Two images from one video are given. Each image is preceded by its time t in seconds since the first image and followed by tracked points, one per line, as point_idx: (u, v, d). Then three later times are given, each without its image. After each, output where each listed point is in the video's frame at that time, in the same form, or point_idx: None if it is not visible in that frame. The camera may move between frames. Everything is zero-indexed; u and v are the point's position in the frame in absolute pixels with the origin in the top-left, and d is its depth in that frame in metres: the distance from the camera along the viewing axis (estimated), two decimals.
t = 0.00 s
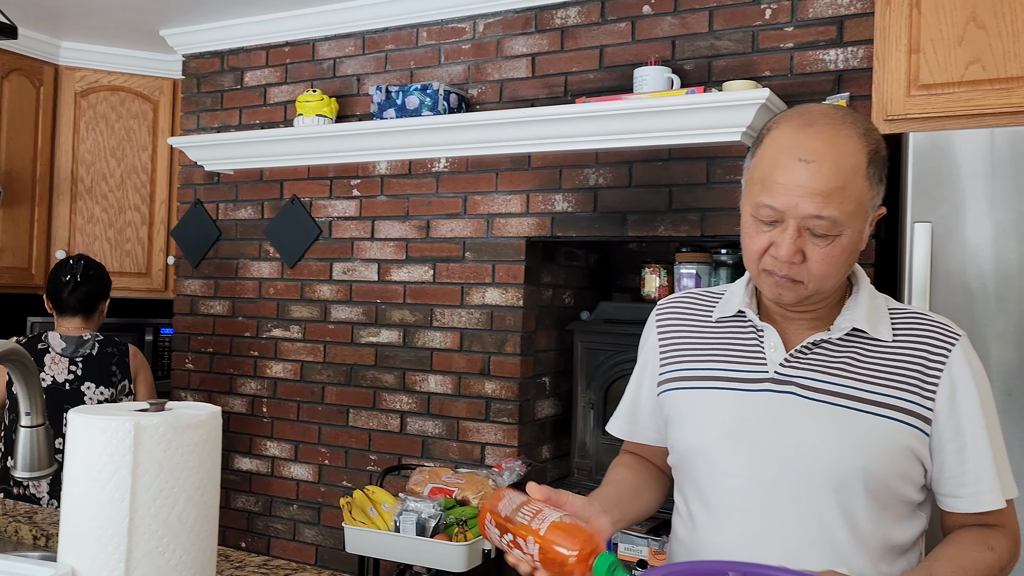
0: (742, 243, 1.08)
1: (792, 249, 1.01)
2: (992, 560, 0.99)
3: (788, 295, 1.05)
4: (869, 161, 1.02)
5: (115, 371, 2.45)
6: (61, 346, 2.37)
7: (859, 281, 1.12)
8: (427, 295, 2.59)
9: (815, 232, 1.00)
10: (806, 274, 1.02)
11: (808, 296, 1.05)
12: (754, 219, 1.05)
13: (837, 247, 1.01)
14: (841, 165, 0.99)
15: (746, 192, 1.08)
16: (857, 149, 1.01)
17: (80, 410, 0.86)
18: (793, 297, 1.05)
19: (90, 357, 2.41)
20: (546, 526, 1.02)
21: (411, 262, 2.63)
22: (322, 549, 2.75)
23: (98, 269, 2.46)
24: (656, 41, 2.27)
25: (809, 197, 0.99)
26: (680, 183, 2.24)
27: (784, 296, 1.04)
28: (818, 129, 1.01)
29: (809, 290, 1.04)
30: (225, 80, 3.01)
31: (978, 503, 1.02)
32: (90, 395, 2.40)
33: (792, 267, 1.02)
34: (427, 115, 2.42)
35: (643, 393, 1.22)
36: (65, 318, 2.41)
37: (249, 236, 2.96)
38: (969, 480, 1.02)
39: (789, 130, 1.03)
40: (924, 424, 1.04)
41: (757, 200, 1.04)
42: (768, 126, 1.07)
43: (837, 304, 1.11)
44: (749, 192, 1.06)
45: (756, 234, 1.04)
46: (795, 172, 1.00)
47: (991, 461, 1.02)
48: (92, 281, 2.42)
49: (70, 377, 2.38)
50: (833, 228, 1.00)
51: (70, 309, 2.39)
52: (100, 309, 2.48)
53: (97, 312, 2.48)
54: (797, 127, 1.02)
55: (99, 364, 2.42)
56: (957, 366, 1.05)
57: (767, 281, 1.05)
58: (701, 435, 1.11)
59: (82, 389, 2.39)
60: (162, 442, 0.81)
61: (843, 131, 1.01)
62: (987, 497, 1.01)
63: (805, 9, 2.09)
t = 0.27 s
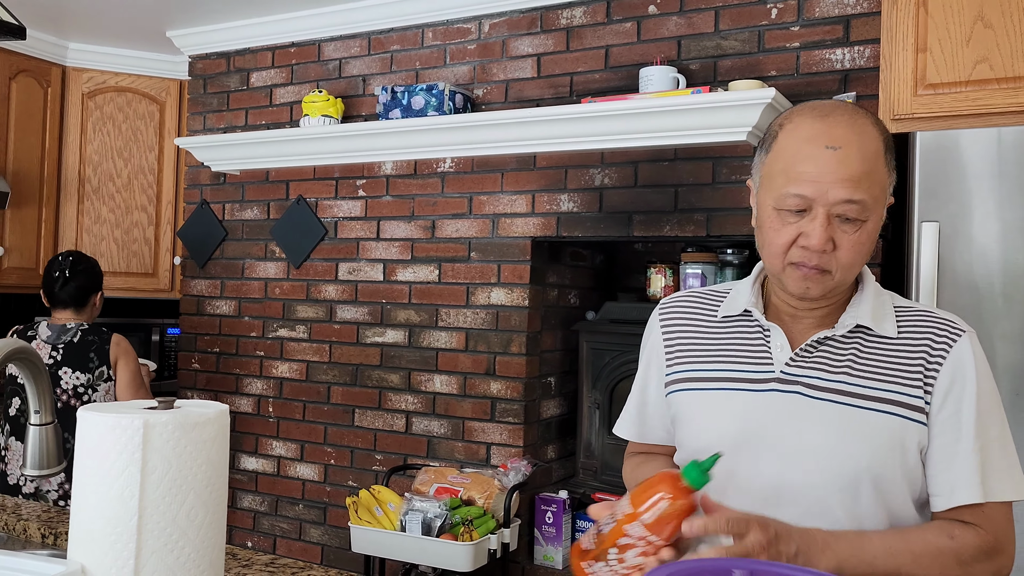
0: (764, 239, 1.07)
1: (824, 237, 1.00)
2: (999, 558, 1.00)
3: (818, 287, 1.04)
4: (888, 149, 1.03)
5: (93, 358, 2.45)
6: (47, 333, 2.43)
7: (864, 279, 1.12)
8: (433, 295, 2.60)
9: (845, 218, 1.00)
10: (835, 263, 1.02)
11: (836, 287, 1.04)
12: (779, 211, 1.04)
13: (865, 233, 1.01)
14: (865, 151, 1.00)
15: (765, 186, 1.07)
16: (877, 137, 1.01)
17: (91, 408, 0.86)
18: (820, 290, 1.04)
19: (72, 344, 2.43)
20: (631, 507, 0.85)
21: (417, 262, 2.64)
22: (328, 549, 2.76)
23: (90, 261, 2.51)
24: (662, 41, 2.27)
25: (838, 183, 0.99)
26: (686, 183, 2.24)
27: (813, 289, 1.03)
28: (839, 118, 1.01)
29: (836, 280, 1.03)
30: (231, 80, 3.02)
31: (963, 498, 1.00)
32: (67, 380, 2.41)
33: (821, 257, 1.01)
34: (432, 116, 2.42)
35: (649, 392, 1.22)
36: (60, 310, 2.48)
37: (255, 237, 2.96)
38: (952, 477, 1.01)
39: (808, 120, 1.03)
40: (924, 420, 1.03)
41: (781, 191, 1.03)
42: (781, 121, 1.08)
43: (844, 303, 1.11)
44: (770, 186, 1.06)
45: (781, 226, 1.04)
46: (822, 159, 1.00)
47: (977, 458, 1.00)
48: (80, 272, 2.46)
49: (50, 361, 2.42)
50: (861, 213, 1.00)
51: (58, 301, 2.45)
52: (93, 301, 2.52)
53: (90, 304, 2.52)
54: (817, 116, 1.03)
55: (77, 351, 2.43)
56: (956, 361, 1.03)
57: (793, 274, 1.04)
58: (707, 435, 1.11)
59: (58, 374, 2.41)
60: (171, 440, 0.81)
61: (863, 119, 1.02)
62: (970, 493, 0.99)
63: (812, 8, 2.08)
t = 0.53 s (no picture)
0: (771, 240, 1.08)
1: (836, 229, 1.02)
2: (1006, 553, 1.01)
3: (832, 283, 1.04)
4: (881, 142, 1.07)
5: (110, 358, 2.48)
6: (71, 333, 2.48)
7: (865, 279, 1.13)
8: (437, 297, 2.60)
9: (853, 208, 1.02)
10: (848, 255, 1.03)
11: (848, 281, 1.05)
12: (786, 209, 1.05)
13: (872, 224, 1.03)
14: (864, 144, 1.03)
15: (768, 188, 1.09)
16: (870, 132, 1.05)
17: (96, 411, 0.87)
18: (835, 286, 1.04)
19: (92, 344, 2.47)
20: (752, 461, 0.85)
21: (420, 264, 2.64)
22: (332, 550, 2.77)
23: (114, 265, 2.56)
24: (665, 43, 2.28)
25: (845, 173, 1.01)
26: (689, 185, 2.25)
27: (828, 285, 1.04)
28: (833, 115, 1.05)
29: (849, 273, 1.04)
30: (236, 83, 3.03)
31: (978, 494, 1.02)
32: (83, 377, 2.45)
33: (835, 250, 1.02)
34: (436, 118, 2.42)
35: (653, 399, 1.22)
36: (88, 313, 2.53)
37: (260, 238, 2.97)
38: (968, 473, 1.03)
39: (804, 119, 1.06)
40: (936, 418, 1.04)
41: (787, 188, 1.05)
42: (773, 125, 1.11)
43: (847, 305, 1.11)
44: (774, 187, 1.07)
45: (791, 223, 1.05)
46: (825, 152, 1.02)
47: (993, 453, 1.01)
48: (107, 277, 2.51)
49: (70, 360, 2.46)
50: (868, 203, 1.02)
51: (84, 305, 2.50)
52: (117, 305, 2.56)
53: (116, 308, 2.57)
54: (813, 114, 1.06)
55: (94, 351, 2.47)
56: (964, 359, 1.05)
57: (807, 272, 1.05)
58: (718, 438, 1.11)
59: (76, 372, 2.45)
60: (176, 442, 0.82)
61: (856, 115, 1.06)
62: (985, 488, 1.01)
63: (814, 10, 2.08)
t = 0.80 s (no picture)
0: (770, 244, 1.08)
1: (835, 229, 1.01)
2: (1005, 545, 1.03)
3: (833, 282, 1.04)
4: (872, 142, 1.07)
5: (125, 355, 2.50)
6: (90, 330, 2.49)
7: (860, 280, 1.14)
8: (438, 298, 2.60)
9: (850, 208, 1.02)
10: (847, 255, 1.03)
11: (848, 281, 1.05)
12: (782, 212, 1.05)
13: (869, 223, 1.03)
14: (856, 144, 1.04)
15: (762, 193, 1.09)
16: (861, 134, 1.06)
17: (97, 413, 0.87)
18: (835, 286, 1.04)
19: (109, 342, 2.48)
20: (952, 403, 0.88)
21: (422, 264, 2.64)
22: (334, 551, 2.77)
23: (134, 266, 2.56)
24: (666, 44, 2.28)
25: (839, 173, 1.02)
26: (691, 186, 2.24)
27: (828, 285, 1.04)
28: (824, 117, 1.06)
29: (848, 273, 1.04)
30: (238, 84, 3.04)
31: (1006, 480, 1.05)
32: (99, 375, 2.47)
33: (835, 249, 1.02)
34: (437, 119, 2.43)
35: (651, 407, 1.22)
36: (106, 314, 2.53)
37: (262, 239, 2.97)
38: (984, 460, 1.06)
39: (795, 122, 1.07)
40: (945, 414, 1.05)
41: (782, 191, 1.05)
42: (763, 131, 1.12)
43: (845, 304, 1.12)
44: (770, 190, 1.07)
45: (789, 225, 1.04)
46: (819, 154, 1.03)
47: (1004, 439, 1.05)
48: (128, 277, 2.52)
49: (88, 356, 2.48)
50: (864, 202, 1.02)
51: (104, 306, 2.50)
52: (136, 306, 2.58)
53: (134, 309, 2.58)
54: (803, 118, 1.07)
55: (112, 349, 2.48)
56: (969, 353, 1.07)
57: (807, 273, 1.04)
58: (723, 441, 1.10)
59: (92, 367, 2.47)
60: (177, 444, 0.82)
61: (845, 117, 1.07)
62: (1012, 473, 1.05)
63: (816, 11, 2.08)
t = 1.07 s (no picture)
0: (767, 245, 1.08)
1: (832, 232, 1.01)
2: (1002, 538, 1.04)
3: (829, 283, 1.04)
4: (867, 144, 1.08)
5: (122, 356, 2.49)
6: (88, 332, 2.50)
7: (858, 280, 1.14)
8: (440, 297, 2.60)
9: (846, 210, 1.02)
10: (843, 256, 1.03)
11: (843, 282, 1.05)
12: (778, 213, 1.05)
13: (864, 224, 1.03)
14: (851, 146, 1.04)
15: (758, 195, 1.09)
16: (857, 136, 1.06)
17: (97, 412, 0.87)
18: (831, 286, 1.04)
19: (106, 343, 2.49)
20: None
21: (424, 264, 2.64)
22: (335, 550, 2.77)
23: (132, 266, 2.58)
24: (667, 43, 2.27)
25: (835, 176, 1.02)
26: (692, 185, 2.24)
27: (825, 285, 1.04)
28: (820, 119, 1.06)
29: (845, 273, 1.04)
30: (239, 84, 3.04)
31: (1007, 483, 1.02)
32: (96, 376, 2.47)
33: (831, 251, 1.02)
34: (439, 118, 2.42)
35: (646, 404, 1.19)
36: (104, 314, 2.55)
37: (264, 239, 2.97)
38: (996, 463, 1.03)
39: (790, 124, 1.07)
40: (939, 413, 1.05)
41: (779, 193, 1.05)
42: (759, 132, 1.11)
43: (841, 303, 1.12)
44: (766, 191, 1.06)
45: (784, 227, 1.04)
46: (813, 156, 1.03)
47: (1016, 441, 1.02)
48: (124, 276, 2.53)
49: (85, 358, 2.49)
50: (859, 204, 1.03)
51: (104, 304, 2.52)
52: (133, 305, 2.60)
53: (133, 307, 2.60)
54: (798, 120, 1.07)
55: (109, 351, 2.49)
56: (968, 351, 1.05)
57: (804, 273, 1.04)
58: (718, 436, 1.10)
59: (90, 369, 2.47)
60: (176, 443, 0.82)
61: (840, 120, 1.07)
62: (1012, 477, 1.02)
63: (817, 10, 2.08)
